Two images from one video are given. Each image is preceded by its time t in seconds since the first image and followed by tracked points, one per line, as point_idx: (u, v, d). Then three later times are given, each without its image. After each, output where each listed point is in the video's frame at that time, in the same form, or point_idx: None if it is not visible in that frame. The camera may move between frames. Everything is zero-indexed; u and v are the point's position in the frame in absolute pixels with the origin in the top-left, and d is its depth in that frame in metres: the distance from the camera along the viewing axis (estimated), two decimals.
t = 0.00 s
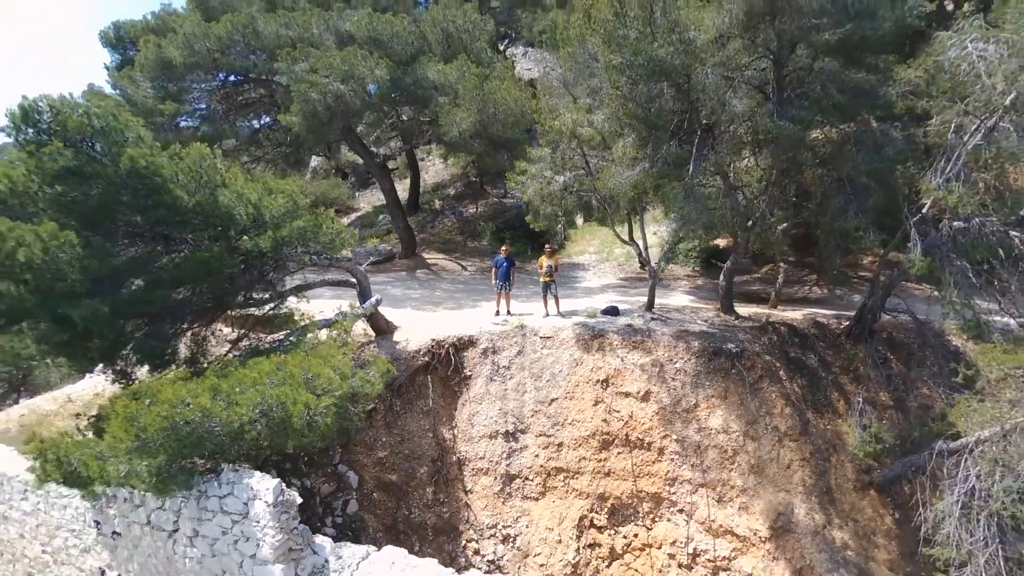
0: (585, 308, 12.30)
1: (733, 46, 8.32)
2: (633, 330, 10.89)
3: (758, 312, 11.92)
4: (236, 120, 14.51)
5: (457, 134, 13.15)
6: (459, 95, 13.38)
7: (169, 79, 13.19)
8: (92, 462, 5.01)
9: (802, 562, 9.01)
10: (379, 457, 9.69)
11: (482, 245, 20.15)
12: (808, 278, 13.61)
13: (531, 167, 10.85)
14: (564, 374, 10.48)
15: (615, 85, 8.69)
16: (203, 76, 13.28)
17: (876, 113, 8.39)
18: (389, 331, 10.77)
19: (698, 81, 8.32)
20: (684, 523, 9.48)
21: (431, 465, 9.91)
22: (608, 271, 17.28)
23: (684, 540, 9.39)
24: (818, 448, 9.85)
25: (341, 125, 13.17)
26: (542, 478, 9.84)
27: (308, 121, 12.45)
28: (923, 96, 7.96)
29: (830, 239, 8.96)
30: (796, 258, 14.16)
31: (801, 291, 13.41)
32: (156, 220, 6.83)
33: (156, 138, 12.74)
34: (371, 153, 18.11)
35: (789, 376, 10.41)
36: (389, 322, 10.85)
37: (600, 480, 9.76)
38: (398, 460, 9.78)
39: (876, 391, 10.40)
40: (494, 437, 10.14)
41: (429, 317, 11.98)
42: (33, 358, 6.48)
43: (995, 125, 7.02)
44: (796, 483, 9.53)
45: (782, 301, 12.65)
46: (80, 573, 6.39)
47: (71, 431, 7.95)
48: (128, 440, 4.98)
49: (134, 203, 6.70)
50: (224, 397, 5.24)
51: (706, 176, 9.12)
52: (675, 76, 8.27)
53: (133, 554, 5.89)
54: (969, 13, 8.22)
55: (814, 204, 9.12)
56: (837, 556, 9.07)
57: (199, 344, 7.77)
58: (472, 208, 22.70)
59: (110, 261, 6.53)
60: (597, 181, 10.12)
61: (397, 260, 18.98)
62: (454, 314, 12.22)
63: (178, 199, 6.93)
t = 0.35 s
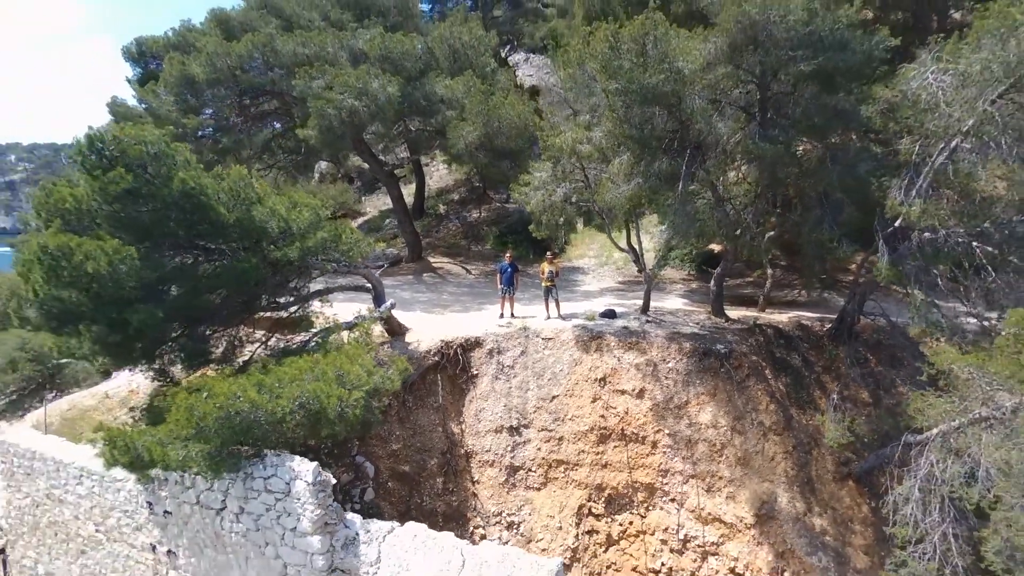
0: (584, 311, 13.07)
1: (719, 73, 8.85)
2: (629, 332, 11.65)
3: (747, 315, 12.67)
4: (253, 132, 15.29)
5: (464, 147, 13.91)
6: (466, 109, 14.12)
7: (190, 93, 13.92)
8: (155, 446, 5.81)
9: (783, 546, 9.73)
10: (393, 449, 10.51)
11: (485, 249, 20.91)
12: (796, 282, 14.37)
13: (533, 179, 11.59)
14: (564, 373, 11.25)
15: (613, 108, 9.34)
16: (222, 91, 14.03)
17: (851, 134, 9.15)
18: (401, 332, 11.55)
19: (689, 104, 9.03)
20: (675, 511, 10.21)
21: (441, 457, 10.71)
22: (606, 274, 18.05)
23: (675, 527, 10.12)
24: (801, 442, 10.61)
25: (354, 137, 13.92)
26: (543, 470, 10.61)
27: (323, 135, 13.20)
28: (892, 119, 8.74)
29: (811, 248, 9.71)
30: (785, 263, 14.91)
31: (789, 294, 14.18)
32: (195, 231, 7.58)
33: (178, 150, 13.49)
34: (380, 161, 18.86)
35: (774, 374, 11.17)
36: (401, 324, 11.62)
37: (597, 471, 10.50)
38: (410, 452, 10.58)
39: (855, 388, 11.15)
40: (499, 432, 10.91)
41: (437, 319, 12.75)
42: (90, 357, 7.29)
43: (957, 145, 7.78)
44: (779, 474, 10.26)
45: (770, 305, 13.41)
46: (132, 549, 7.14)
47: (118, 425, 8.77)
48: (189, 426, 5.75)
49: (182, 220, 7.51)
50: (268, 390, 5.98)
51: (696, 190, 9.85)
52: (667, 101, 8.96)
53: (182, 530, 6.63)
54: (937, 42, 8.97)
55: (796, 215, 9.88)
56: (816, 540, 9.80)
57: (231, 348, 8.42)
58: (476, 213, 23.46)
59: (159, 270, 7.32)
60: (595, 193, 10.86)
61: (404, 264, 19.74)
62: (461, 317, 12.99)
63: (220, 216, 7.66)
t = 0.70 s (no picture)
0: (589, 313, 13.78)
1: (714, 93, 9.50)
2: (631, 332, 12.35)
3: (743, 317, 13.36)
4: (274, 142, 16.06)
5: (475, 157, 14.63)
6: (477, 120, 14.83)
7: (215, 106, 14.69)
8: (208, 437, 6.54)
9: (775, 534, 10.36)
10: (409, 442, 11.28)
11: (494, 252, 21.64)
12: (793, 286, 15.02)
13: (541, 189, 12.29)
14: (569, 371, 11.95)
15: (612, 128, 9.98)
16: (246, 104, 14.78)
17: (838, 148, 9.82)
18: (417, 332, 12.33)
19: (686, 122, 9.71)
20: (674, 501, 10.87)
21: (454, 449, 11.45)
22: (611, 276, 18.73)
23: (674, 516, 10.77)
24: (793, 436, 11.26)
25: (370, 147, 14.64)
26: (550, 462, 11.31)
27: (342, 146, 13.94)
28: (875, 135, 9.38)
29: (801, 254, 10.37)
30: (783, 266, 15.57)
31: (786, 296, 14.83)
32: (233, 242, 8.35)
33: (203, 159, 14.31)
34: (392, 168, 19.59)
35: (768, 373, 11.83)
36: (417, 325, 12.39)
37: (600, 463, 11.19)
38: (426, 445, 11.34)
39: (845, 386, 11.79)
40: (509, 426, 11.62)
41: (450, 320, 13.50)
42: (136, 355, 7.97)
43: (937, 163, 8.51)
44: (772, 466, 10.90)
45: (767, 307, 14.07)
46: (177, 529, 7.87)
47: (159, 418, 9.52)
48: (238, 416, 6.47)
49: (224, 232, 8.20)
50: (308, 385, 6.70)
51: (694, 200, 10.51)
52: (666, 119, 9.63)
53: (225, 511, 7.36)
54: (919, 64, 9.62)
55: (788, 223, 10.54)
56: (806, 528, 10.44)
57: (264, 348, 9.18)
58: (484, 216, 24.18)
59: (202, 278, 8.00)
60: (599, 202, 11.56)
61: (415, 266, 20.49)
62: (472, 318, 13.73)
63: (258, 228, 8.37)
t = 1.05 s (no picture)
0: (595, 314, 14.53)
1: (712, 112, 10.23)
2: (635, 333, 13.08)
3: (741, 319, 14.10)
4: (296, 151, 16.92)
5: (487, 166, 15.35)
6: (489, 131, 15.60)
7: (242, 118, 15.53)
8: (257, 424, 7.47)
9: (769, 522, 11.06)
10: (427, 435, 12.11)
11: (503, 255, 22.41)
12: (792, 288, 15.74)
13: (550, 198, 13.05)
14: (577, 369, 12.69)
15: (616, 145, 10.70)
16: (270, 117, 15.61)
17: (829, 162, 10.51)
18: (433, 332, 13.13)
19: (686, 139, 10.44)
20: (675, 492, 11.59)
21: (468, 442, 12.27)
22: (617, 278, 19.48)
23: (674, 506, 11.50)
24: (787, 431, 11.96)
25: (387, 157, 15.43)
26: (558, 454, 12.07)
27: (362, 156, 14.75)
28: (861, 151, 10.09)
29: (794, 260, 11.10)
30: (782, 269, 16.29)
31: (784, 299, 15.55)
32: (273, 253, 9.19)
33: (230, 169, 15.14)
34: (406, 174, 20.40)
35: (765, 372, 12.55)
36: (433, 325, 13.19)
37: (605, 456, 11.93)
38: (442, 438, 12.17)
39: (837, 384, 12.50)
40: (520, 421, 12.38)
41: (464, 321, 14.29)
42: (183, 353, 8.78)
43: (921, 176, 9.14)
44: (767, 459, 11.61)
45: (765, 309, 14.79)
46: (221, 511, 8.68)
47: (200, 411, 10.40)
48: (282, 407, 7.26)
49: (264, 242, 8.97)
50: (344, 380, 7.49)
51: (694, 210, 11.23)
52: (666, 136, 10.37)
53: (266, 493, 8.15)
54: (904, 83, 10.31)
55: (782, 231, 11.26)
56: (798, 517, 11.14)
57: (296, 347, 9.99)
58: (494, 220, 24.96)
59: (243, 283, 8.83)
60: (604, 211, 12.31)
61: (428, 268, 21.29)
62: (484, 319, 14.51)
63: (292, 239, 9.22)
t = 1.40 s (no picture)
0: (601, 314, 15.20)
1: (710, 125, 10.87)
2: (639, 333, 13.74)
3: (740, 319, 14.77)
4: (313, 158, 17.64)
5: (497, 172, 15.90)
6: (498, 139, 16.28)
7: (263, 128, 16.28)
8: (291, 414, 8.17)
9: (765, 511, 11.69)
10: (442, 428, 12.90)
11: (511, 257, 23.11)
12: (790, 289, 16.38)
13: (557, 204, 13.72)
14: (583, 367, 13.36)
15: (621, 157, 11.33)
16: (290, 126, 16.35)
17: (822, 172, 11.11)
18: (447, 332, 13.86)
19: (686, 150, 11.10)
20: (676, 483, 12.17)
21: (480, 435, 13.02)
22: (621, 279, 20.14)
23: (675, 496, 12.09)
24: (783, 426, 12.59)
25: (402, 164, 16.14)
26: (565, 447, 12.74)
27: (377, 164, 15.47)
28: (851, 161, 10.72)
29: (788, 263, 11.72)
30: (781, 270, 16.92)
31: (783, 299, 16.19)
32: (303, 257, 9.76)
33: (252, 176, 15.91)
34: (417, 179, 21.12)
35: (762, 370, 13.19)
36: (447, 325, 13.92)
37: (610, 449, 12.58)
38: (455, 431, 12.94)
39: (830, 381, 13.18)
40: (529, 415, 13.06)
41: (475, 320, 15.00)
42: (218, 351, 9.49)
43: (908, 185, 9.72)
44: (763, 452, 12.25)
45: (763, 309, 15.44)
46: (254, 495, 9.40)
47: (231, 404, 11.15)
48: (317, 399, 7.95)
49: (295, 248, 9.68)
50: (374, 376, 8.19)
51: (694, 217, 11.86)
52: (668, 149, 11.02)
53: (297, 479, 8.86)
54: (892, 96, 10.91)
55: (777, 236, 11.90)
56: (792, 506, 11.79)
57: (321, 344, 10.72)
58: (502, 222, 25.66)
59: (276, 286, 9.54)
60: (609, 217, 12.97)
61: (439, 270, 22.02)
62: (495, 319, 15.21)
63: (320, 245, 9.81)
